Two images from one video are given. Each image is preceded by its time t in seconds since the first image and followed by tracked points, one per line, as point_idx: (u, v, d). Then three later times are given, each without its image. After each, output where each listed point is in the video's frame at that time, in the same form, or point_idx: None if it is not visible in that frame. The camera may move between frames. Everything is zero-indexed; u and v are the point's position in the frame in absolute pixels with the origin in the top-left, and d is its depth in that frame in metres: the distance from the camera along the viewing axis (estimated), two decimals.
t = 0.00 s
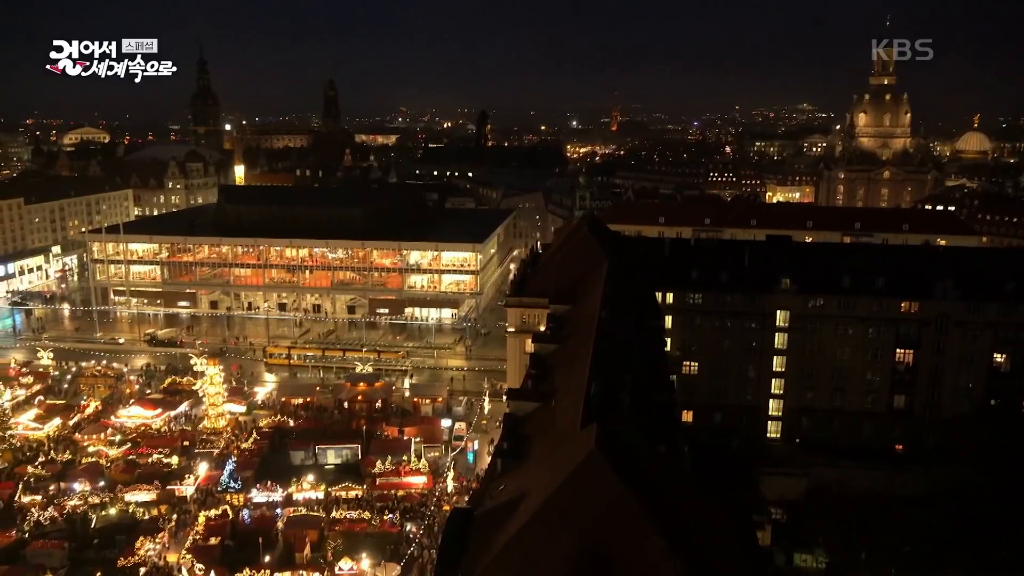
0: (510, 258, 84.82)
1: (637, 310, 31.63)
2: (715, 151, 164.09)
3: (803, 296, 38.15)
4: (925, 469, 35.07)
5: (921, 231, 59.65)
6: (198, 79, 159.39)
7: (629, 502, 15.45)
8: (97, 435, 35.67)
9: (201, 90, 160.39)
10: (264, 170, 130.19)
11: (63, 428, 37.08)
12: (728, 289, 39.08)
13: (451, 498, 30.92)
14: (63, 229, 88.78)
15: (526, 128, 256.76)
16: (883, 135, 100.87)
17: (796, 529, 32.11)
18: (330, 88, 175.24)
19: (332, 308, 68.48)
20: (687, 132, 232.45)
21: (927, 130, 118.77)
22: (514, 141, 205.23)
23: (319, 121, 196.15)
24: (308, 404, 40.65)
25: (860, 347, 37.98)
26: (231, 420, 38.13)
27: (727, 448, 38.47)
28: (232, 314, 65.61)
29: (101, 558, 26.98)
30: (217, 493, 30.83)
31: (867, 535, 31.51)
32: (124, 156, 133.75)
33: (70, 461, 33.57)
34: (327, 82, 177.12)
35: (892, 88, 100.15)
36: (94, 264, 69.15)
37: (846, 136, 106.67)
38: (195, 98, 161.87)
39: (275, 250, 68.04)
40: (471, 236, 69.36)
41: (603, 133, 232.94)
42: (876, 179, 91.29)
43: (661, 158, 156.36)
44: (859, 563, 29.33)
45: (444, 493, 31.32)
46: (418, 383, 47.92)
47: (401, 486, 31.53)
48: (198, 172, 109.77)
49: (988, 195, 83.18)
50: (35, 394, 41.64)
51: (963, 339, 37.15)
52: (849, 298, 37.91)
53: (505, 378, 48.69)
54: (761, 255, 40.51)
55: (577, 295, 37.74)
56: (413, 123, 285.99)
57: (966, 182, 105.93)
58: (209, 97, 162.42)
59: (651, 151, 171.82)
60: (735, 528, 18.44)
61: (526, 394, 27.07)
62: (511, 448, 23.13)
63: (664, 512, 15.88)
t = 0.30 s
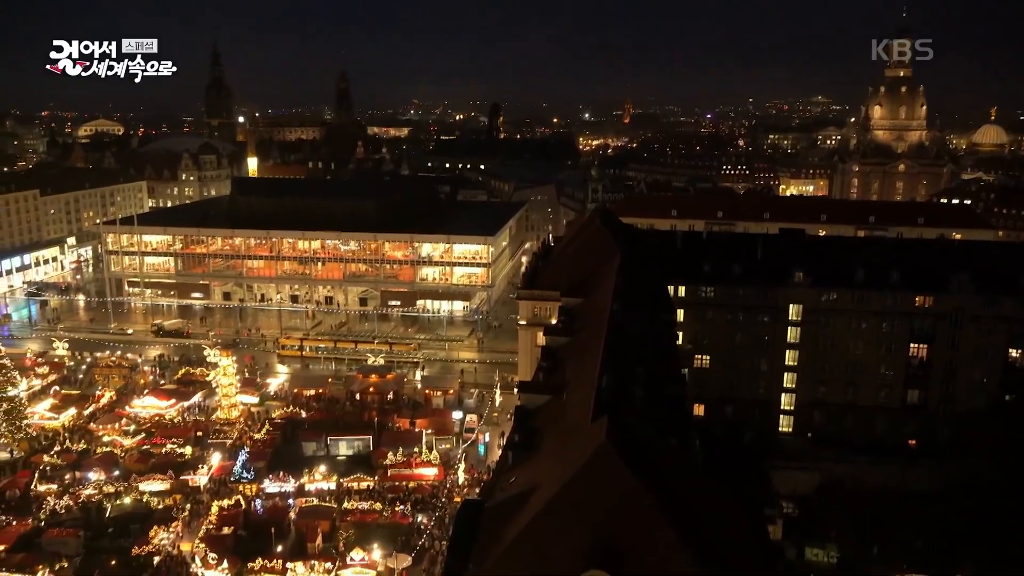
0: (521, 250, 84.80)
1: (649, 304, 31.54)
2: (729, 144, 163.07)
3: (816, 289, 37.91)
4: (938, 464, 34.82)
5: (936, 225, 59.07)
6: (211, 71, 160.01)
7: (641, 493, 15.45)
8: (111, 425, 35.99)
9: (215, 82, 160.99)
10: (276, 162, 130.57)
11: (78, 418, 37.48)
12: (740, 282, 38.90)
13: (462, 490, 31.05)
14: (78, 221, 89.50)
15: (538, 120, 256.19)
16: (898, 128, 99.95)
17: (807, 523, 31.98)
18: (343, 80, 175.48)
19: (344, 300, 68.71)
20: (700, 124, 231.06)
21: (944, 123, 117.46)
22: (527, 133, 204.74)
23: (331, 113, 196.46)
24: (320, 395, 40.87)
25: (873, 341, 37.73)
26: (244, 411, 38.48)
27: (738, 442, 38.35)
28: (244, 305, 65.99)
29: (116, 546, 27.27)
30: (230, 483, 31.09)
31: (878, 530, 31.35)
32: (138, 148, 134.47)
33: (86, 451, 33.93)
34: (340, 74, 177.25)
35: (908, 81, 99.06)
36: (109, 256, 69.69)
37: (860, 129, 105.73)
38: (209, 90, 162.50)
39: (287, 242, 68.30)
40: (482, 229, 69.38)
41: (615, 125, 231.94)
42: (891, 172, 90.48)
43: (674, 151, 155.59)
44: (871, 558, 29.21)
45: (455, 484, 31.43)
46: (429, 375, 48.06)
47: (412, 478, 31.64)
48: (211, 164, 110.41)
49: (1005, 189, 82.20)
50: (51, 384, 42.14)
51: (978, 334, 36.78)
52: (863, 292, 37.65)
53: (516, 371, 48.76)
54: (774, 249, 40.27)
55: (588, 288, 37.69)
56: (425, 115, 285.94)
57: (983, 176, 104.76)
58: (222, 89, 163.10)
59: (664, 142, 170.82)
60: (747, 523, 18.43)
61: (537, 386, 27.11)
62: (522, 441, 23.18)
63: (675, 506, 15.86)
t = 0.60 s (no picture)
0: (536, 242, 84.77)
1: (664, 296, 31.41)
2: (746, 136, 161.81)
3: (834, 283, 37.59)
4: (956, 460, 34.44)
5: (955, 218, 58.34)
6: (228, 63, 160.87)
7: (654, 485, 15.37)
8: (129, 414, 36.40)
9: (232, 73, 161.76)
10: (293, 153, 131.12)
11: (97, 407, 37.97)
12: (757, 276, 38.66)
13: (476, 481, 31.15)
14: (97, 211, 90.35)
15: (554, 112, 255.46)
16: (918, 120, 98.69)
17: (822, 517, 31.78)
18: (359, 72, 175.75)
19: (359, 291, 68.93)
20: (717, 116, 229.41)
21: (965, 116, 115.87)
22: (542, 125, 204.22)
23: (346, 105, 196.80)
24: (335, 385, 41.14)
25: (891, 335, 37.36)
26: (260, 400, 38.78)
27: (754, 436, 38.16)
28: (261, 296, 66.44)
29: (134, 533, 27.64)
30: (246, 472, 31.39)
31: (894, 524, 31.08)
32: (156, 139, 135.42)
33: (104, 439, 34.37)
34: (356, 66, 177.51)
35: (928, 72, 97.73)
36: (127, 246, 70.34)
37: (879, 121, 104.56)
38: (226, 81, 163.33)
39: (303, 233, 68.64)
40: (498, 221, 69.39)
41: (631, 116, 230.82)
42: (910, 165, 89.50)
43: (690, 143, 154.59)
44: (887, 552, 29.01)
45: (469, 476, 31.55)
46: (444, 366, 48.24)
47: (426, 468, 31.77)
48: (228, 155, 111.25)
49: None
50: (71, 373, 42.73)
51: (998, 329, 36.31)
52: (881, 285, 37.29)
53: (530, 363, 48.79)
54: (791, 242, 39.98)
55: (603, 280, 37.62)
56: (440, 107, 285.71)
57: (1004, 169, 103.25)
58: (239, 81, 163.97)
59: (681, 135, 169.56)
60: (760, 517, 18.31)
61: (551, 378, 27.13)
62: (535, 432, 23.21)
63: (688, 498, 15.79)
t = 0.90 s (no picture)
0: (557, 233, 84.69)
1: (686, 288, 31.22)
2: (770, 126, 159.93)
3: (857, 275, 37.13)
4: (981, 455, 33.92)
5: (983, 211, 57.30)
6: (251, 53, 161.74)
7: (675, 474, 15.37)
8: (155, 400, 36.96)
9: (255, 63, 162.73)
10: (315, 142, 131.79)
11: (123, 393, 38.56)
12: (779, 267, 38.30)
13: (496, 470, 31.29)
14: (123, 200, 91.51)
15: (576, 101, 254.00)
16: (946, 111, 96.75)
17: (844, 510, 31.46)
18: (381, 61, 175.99)
19: (380, 280, 69.30)
20: (741, 106, 226.82)
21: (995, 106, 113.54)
22: (564, 115, 203.30)
23: (368, 95, 197.27)
24: (356, 374, 41.46)
25: (915, 329, 36.85)
26: (282, 388, 39.19)
27: (775, 429, 37.88)
28: (283, 285, 67.01)
29: (158, 517, 28.13)
30: (269, 459, 31.82)
31: (917, 519, 30.71)
32: (180, 129, 136.61)
33: (130, 425, 34.97)
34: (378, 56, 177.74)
35: (957, 62, 94.79)
36: (152, 235, 71.22)
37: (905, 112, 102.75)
38: (249, 71, 164.51)
39: (325, 222, 69.02)
40: (519, 211, 69.31)
41: (653, 106, 228.79)
42: (937, 156, 88.01)
43: (713, 133, 153.13)
44: (909, 548, 28.73)
45: (488, 465, 31.70)
46: (464, 356, 48.40)
47: (446, 457, 31.96)
48: (251, 145, 112.18)
49: None
50: (97, 359, 43.46)
51: None
52: (906, 278, 36.76)
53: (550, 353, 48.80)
54: (815, 234, 39.56)
55: (624, 271, 37.45)
56: (462, 96, 284.75)
57: None
58: (262, 70, 164.81)
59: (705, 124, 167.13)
60: (782, 509, 18.24)
61: (571, 369, 27.14)
62: (555, 423, 23.24)
63: (708, 490, 15.74)
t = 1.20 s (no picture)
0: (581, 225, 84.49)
1: (709, 280, 30.95)
2: (797, 117, 157.78)
3: (884, 270, 36.54)
4: (1010, 453, 33.23)
5: (1017, 205, 56.01)
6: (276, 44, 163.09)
7: (697, 467, 15.27)
8: (181, 388, 37.50)
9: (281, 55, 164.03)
10: (339, 134, 132.63)
11: (149, 380, 39.15)
12: (805, 261, 37.84)
13: (517, 462, 31.33)
14: (151, 190, 92.80)
15: (600, 93, 252.45)
16: (977, 103, 92.62)
17: (867, 506, 31.06)
18: (405, 53, 176.41)
19: (403, 271, 69.62)
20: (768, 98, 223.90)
21: None
22: (588, 107, 202.41)
23: (392, 86, 197.99)
24: (379, 364, 41.74)
25: (943, 325, 36.17)
26: (306, 377, 39.65)
27: (798, 424, 37.48)
28: (307, 275, 67.59)
29: (184, 504, 28.59)
30: (292, 448, 32.19)
31: (943, 516, 30.21)
32: (207, 119, 138.13)
33: (157, 412, 35.57)
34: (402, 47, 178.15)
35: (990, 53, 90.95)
36: (179, 225, 72.17)
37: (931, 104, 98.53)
38: (275, 63, 166.06)
39: (348, 213, 69.46)
40: (541, 203, 69.14)
41: (679, 97, 226.66)
42: (968, 149, 86.22)
43: (739, 125, 151.55)
44: (934, 545, 28.30)
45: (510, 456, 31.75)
46: (486, 347, 48.49)
47: (467, 448, 32.08)
48: (276, 136, 113.15)
49: None
50: (125, 347, 44.22)
51: None
52: (935, 273, 36.08)
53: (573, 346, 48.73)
54: (842, 228, 38.98)
55: (647, 263, 37.22)
56: (486, 88, 284.22)
57: None
58: (287, 62, 166.29)
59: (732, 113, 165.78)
60: (807, 506, 18.03)
61: (593, 361, 27.06)
62: (577, 415, 23.22)
63: (732, 485, 15.55)
